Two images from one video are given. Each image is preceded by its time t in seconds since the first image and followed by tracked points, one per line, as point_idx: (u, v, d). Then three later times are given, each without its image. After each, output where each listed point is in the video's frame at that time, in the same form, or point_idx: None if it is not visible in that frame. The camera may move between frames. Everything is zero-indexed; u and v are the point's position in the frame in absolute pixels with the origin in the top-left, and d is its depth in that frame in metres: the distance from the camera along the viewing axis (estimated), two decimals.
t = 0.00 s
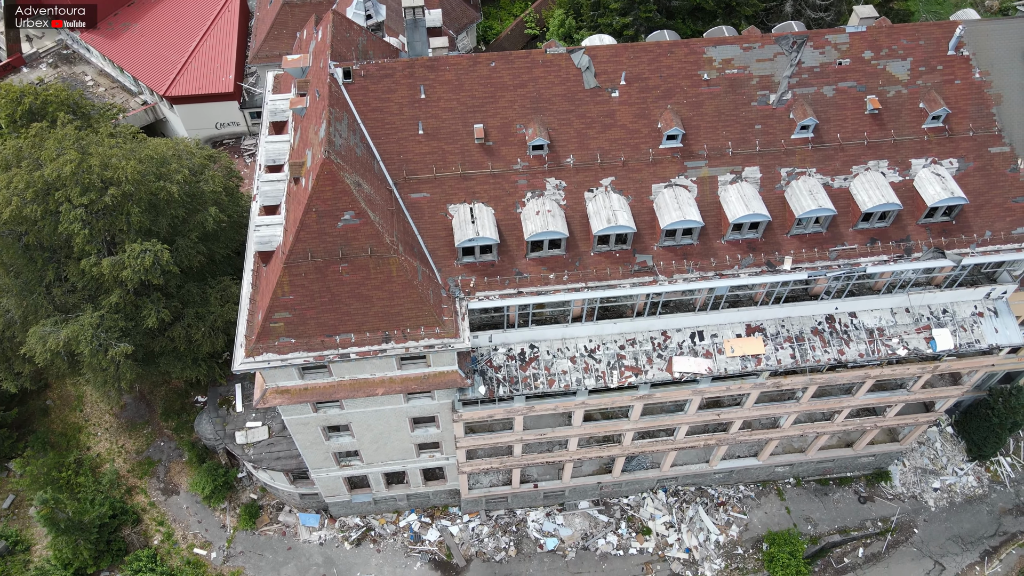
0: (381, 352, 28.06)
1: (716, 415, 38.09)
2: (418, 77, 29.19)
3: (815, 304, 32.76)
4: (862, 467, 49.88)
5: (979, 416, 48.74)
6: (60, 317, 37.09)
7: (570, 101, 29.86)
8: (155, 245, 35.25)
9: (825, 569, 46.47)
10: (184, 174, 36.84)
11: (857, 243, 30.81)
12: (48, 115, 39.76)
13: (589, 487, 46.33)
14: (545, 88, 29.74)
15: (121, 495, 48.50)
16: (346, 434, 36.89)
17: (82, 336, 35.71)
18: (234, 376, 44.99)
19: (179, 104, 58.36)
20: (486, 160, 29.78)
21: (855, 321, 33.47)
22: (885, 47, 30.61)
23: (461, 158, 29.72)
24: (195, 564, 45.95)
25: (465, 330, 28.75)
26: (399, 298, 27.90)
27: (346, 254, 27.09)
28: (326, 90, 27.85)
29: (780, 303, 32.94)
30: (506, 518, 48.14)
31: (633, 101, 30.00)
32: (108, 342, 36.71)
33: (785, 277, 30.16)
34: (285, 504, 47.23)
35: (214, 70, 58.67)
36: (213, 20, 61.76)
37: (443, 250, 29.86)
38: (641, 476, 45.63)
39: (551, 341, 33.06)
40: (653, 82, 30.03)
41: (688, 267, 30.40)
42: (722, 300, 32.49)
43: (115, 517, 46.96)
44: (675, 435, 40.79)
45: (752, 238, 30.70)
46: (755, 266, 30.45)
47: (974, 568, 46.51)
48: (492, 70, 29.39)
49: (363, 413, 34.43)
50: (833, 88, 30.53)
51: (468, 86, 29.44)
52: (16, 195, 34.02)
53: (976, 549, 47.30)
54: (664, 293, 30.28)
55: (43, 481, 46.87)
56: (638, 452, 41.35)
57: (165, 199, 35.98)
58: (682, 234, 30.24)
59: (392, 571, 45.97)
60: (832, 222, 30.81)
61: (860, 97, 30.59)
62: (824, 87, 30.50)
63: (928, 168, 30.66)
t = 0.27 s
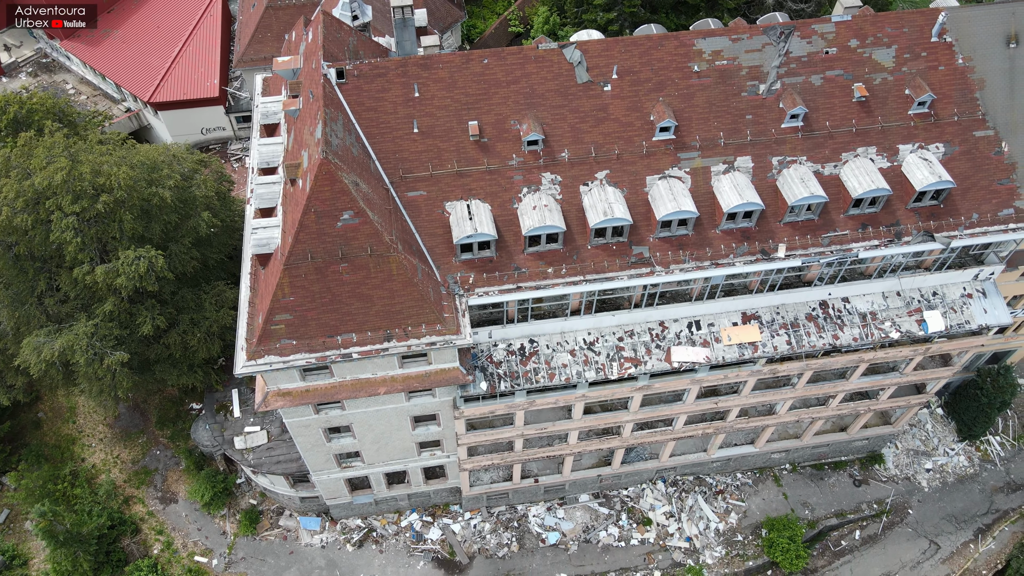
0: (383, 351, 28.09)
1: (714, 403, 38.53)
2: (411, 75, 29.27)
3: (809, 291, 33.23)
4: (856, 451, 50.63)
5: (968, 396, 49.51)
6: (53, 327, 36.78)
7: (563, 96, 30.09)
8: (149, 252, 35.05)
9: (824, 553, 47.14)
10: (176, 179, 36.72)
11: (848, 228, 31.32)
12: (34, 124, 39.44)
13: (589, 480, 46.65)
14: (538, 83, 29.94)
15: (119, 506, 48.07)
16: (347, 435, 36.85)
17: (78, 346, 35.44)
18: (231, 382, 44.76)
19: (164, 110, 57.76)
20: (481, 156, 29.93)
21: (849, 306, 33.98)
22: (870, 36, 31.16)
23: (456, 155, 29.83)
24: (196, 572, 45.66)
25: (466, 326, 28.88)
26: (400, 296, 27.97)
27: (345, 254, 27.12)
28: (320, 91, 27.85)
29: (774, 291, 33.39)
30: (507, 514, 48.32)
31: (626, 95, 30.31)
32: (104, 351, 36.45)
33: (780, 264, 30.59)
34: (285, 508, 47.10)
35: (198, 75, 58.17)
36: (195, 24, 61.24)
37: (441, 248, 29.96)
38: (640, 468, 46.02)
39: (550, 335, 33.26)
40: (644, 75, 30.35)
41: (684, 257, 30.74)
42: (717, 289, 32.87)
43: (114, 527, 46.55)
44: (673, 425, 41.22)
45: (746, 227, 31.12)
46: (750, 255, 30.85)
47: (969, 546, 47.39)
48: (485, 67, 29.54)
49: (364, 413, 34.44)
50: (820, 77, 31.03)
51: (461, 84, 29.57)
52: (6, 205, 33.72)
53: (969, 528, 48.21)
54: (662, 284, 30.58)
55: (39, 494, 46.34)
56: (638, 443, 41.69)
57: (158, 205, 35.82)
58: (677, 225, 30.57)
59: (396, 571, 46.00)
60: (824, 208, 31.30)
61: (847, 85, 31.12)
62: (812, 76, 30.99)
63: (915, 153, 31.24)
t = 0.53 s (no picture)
0: (385, 349, 28.19)
1: (710, 392, 39.01)
2: (404, 74, 29.40)
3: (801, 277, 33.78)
4: (849, 435, 51.40)
5: (956, 377, 50.64)
6: (46, 336, 36.49)
7: (555, 90, 30.36)
8: (143, 257, 34.90)
9: (821, 536, 47.85)
10: (167, 184, 36.65)
11: (838, 214, 31.87)
12: (20, 132, 39.12)
13: (589, 472, 47.01)
14: (530, 78, 30.18)
15: (116, 515, 47.67)
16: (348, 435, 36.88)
17: (72, 354, 35.18)
18: (227, 387, 44.56)
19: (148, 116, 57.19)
20: (475, 153, 30.10)
21: (840, 291, 34.55)
22: (854, 24, 31.76)
23: (451, 152, 29.99)
24: None
25: (466, 322, 29.04)
26: (400, 294, 28.07)
27: (345, 253, 27.20)
28: (314, 91, 27.87)
29: (767, 278, 33.87)
30: (508, 509, 48.54)
31: (617, 88, 30.64)
32: (99, 358, 36.19)
33: (773, 251, 31.06)
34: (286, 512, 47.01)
35: (182, 80, 57.70)
36: (177, 29, 60.76)
37: (439, 245, 30.09)
38: (638, 458, 46.44)
39: (548, 329, 33.50)
40: (634, 68, 30.72)
41: (680, 247, 31.11)
42: (712, 278, 33.31)
43: (112, 537, 46.17)
44: (671, 414, 41.66)
45: (739, 216, 31.55)
46: (743, 243, 31.30)
47: (961, 524, 48.32)
48: (477, 64, 29.74)
49: (365, 412, 34.51)
50: (807, 66, 31.56)
51: (454, 81, 29.75)
52: None
53: (961, 506, 49.16)
54: (658, 274, 30.93)
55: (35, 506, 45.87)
56: (636, 434, 42.08)
57: (150, 211, 35.72)
58: (672, 216, 30.93)
59: (399, 570, 46.08)
60: (814, 195, 31.83)
61: (833, 73, 31.68)
62: (799, 66, 31.52)
63: (901, 139, 31.85)
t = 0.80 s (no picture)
0: (386, 347, 28.35)
1: (706, 380, 39.56)
2: (396, 72, 29.58)
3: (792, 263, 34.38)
4: (840, 419, 52.26)
5: (943, 358, 51.65)
6: (41, 346, 36.27)
7: (546, 85, 30.68)
8: (138, 263, 34.82)
9: (817, 519, 48.63)
10: (159, 189, 36.63)
11: (827, 201, 32.48)
12: (7, 141, 38.83)
13: (587, 464, 47.43)
14: (521, 74, 30.48)
15: (114, 525, 47.32)
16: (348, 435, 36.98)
17: (68, 363, 35.01)
18: (223, 392, 44.42)
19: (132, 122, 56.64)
20: (469, 149, 30.34)
21: (830, 276, 35.20)
22: (836, 14, 32.40)
23: (445, 149, 30.21)
24: None
25: (466, 317, 29.29)
26: (399, 291, 28.25)
27: (343, 252, 27.36)
28: (307, 92, 27.98)
29: (759, 265, 34.44)
30: (508, 504, 48.85)
31: (607, 81, 31.05)
32: (95, 367, 36.02)
33: (764, 239, 31.60)
34: (286, 515, 46.98)
35: (166, 86, 57.31)
36: (159, 35, 60.36)
37: (436, 241, 30.29)
38: (636, 449, 46.93)
39: (546, 322, 33.81)
40: (623, 61, 31.15)
41: (673, 237, 31.55)
42: (705, 267, 33.80)
43: (111, 546, 45.85)
44: (667, 404, 42.17)
45: (730, 205, 32.06)
46: (735, 231, 31.81)
47: (952, 502, 49.28)
48: (468, 61, 30.01)
49: (366, 411, 34.64)
50: (792, 56, 32.15)
51: (446, 78, 29.98)
52: None
53: (951, 485, 50.15)
54: (653, 264, 31.35)
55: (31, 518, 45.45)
56: (634, 424, 42.54)
57: (143, 216, 35.67)
58: (665, 206, 31.35)
59: (401, 569, 46.21)
60: (803, 183, 32.41)
61: (817, 62, 32.29)
62: (784, 55, 32.10)
63: (885, 125, 32.51)
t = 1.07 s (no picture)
0: (386, 343, 28.50)
1: (700, 367, 40.12)
2: (388, 70, 29.79)
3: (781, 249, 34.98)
4: (830, 402, 53.12)
5: (928, 339, 52.71)
6: (34, 354, 36.09)
7: (536, 79, 31.05)
8: (131, 268, 34.73)
9: (811, 501, 49.43)
10: (149, 194, 36.60)
11: (814, 186, 33.09)
12: None
13: (584, 456, 47.87)
14: (511, 68, 30.81)
15: (112, 533, 46.97)
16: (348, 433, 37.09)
17: (63, 370, 34.87)
18: (219, 395, 44.31)
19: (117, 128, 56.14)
20: (462, 144, 30.60)
21: (819, 261, 35.85)
22: (818, 3, 33.07)
23: (438, 144, 30.43)
24: None
25: (464, 311, 29.52)
26: (397, 287, 28.43)
27: (341, 249, 27.52)
28: (300, 91, 28.10)
29: (749, 252, 35.00)
30: (507, 498, 49.15)
31: (596, 74, 31.48)
32: (91, 373, 35.90)
33: (755, 225, 32.14)
34: (286, 517, 46.95)
35: (150, 91, 56.93)
36: (141, 40, 59.96)
37: (431, 237, 30.49)
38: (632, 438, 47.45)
39: (542, 314, 34.14)
40: (611, 54, 31.60)
41: (666, 226, 31.99)
42: (697, 255, 34.31)
43: (110, 555, 45.54)
44: (662, 392, 42.70)
45: (720, 193, 32.55)
46: (726, 219, 32.32)
47: (942, 480, 50.25)
48: (459, 57, 30.30)
49: (365, 408, 34.79)
50: (776, 45, 32.76)
51: (437, 74, 30.25)
52: None
53: (940, 463, 51.16)
54: (646, 254, 31.77)
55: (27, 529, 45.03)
56: (630, 413, 43.02)
57: (135, 221, 35.63)
58: (656, 196, 31.78)
59: (403, 566, 46.35)
60: (790, 169, 33.00)
61: (801, 51, 32.91)
62: (768, 44, 32.69)
63: (869, 110, 33.19)
